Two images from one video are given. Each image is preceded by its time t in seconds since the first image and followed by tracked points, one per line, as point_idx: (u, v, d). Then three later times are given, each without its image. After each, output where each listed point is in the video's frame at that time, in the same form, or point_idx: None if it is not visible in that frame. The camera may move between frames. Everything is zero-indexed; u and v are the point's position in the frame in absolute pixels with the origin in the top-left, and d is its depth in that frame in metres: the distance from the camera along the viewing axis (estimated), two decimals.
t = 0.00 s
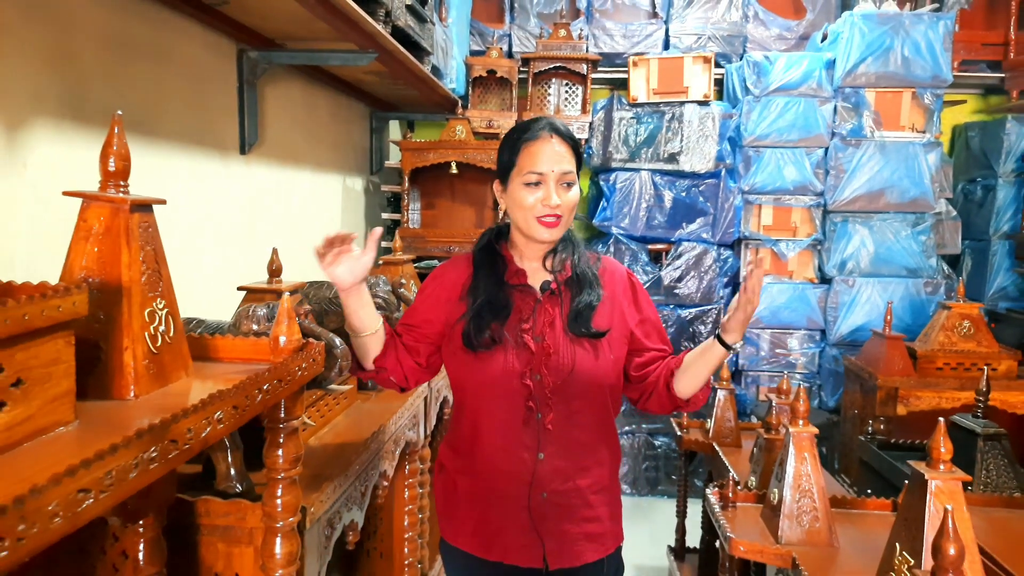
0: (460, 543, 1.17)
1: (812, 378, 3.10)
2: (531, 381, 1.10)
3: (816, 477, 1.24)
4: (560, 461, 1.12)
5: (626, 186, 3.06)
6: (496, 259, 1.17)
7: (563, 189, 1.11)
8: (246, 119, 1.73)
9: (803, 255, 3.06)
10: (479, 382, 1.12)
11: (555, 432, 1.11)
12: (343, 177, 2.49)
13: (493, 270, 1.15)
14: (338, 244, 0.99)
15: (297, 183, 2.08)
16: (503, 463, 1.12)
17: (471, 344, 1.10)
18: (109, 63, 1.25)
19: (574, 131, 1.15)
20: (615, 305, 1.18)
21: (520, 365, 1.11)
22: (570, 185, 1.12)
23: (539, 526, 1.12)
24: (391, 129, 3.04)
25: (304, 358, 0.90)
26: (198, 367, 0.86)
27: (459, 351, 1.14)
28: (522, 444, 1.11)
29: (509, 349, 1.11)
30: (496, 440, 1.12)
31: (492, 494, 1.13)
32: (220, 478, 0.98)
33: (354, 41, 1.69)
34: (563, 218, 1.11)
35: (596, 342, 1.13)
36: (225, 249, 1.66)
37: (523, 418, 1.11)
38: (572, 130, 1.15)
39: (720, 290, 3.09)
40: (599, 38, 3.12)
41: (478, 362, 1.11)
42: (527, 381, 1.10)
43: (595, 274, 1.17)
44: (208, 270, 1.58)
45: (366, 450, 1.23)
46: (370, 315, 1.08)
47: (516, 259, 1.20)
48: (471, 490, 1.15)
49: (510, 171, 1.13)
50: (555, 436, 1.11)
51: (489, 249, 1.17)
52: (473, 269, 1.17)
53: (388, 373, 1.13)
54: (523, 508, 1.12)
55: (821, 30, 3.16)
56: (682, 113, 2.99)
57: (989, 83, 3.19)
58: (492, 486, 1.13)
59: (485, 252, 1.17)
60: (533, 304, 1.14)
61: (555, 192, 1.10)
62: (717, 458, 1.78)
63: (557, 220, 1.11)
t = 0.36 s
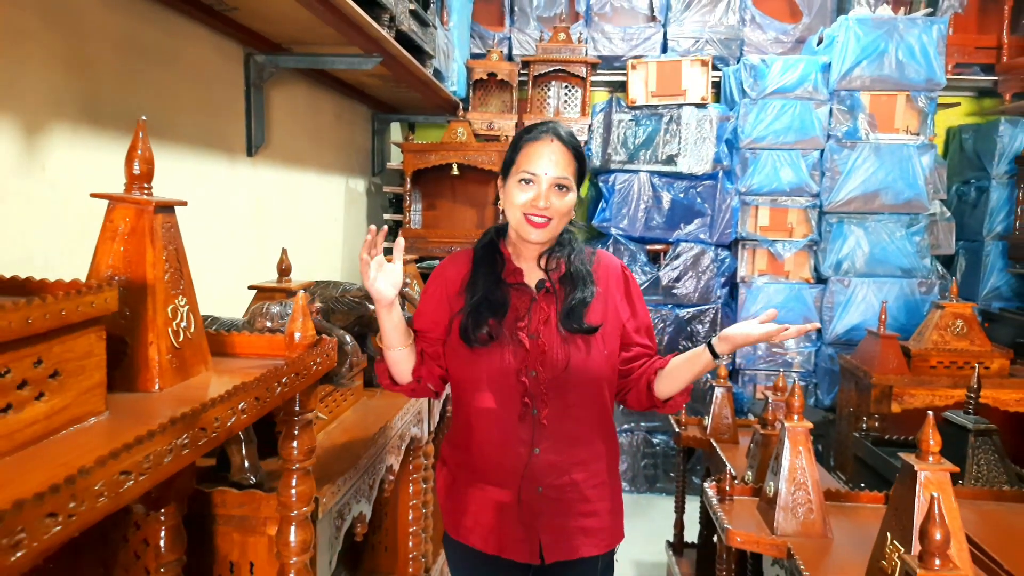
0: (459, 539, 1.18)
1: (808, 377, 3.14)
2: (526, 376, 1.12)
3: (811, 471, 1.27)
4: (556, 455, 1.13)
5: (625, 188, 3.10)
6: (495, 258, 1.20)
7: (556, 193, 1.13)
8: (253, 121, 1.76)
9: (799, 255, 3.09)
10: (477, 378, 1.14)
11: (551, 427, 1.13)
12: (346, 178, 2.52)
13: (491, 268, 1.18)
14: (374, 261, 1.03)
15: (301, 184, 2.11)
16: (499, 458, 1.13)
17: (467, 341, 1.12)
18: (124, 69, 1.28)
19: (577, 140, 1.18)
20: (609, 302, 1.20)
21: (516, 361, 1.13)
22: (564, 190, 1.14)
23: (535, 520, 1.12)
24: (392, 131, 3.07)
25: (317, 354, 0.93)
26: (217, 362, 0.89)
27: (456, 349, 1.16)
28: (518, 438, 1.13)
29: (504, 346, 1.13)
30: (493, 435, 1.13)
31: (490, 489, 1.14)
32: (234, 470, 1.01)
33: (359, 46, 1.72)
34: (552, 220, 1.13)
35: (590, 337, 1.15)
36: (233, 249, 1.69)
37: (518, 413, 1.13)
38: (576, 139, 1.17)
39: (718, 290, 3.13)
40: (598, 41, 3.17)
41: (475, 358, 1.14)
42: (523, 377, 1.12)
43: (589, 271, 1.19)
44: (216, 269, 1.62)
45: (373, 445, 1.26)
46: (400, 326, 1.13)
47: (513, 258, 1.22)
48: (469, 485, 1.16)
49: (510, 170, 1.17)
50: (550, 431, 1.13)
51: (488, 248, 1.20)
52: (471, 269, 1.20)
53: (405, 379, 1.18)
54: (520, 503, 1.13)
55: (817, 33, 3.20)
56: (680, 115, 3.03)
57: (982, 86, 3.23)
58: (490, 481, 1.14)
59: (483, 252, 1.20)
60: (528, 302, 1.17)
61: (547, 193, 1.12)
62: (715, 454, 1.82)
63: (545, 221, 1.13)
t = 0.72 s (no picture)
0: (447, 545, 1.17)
1: (804, 375, 3.18)
2: (520, 384, 1.10)
3: (803, 463, 1.31)
4: (547, 466, 1.11)
5: (623, 188, 3.14)
6: (495, 260, 1.18)
7: (561, 196, 1.12)
8: (258, 124, 1.80)
9: (795, 255, 3.14)
10: (470, 384, 1.13)
11: (543, 437, 1.11)
12: (348, 179, 2.56)
13: (489, 273, 1.16)
14: (371, 279, 1.03)
15: (305, 186, 2.15)
16: (489, 466, 1.12)
17: (462, 346, 1.11)
18: (136, 74, 1.32)
19: (581, 140, 1.16)
20: (608, 312, 1.18)
21: (510, 368, 1.11)
22: (569, 192, 1.13)
23: (522, 531, 1.11)
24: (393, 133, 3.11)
25: (326, 350, 0.97)
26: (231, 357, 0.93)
27: (452, 353, 1.15)
28: (510, 447, 1.11)
29: (499, 352, 1.12)
30: (484, 442, 1.12)
31: (479, 497, 1.13)
32: (245, 462, 1.05)
33: (363, 50, 1.76)
34: (558, 223, 1.13)
35: (587, 346, 1.13)
36: (239, 249, 1.73)
37: (510, 421, 1.11)
38: (579, 140, 1.16)
39: (715, 289, 3.17)
40: (597, 44, 3.22)
41: (469, 363, 1.12)
42: (516, 384, 1.11)
43: (590, 279, 1.17)
44: (224, 269, 1.66)
45: (378, 439, 1.30)
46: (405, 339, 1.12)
47: (514, 262, 1.21)
48: (458, 492, 1.15)
49: (512, 172, 1.15)
50: (543, 440, 1.11)
51: (488, 251, 1.18)
52: (471, 272, 1.18)
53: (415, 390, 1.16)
54: (509, 513, 1.11)
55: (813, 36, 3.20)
56: (678, 117, 3.06)
57: (976, 88, 3.27)
58: (479, 489, 1.12)
59: (483, 256, 1.19)
60: (526, 308, 1.15)
61: (552, 196, 1.11)
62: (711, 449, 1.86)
63: (550, 224, 1.12)
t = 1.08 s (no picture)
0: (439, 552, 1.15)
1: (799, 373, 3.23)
2: (520, 389, 1.06)
3: (795, 454, 1.35)
4: (544, 475, 1.08)
5: (621, 188, 3.18)
6: (501, 259, 1.14)
7: (571, 191, 1.08)
8: (265, 125, 1.84)
9: (790, 255, 3.18)
10: (469, 387, 1.09)
11: (542, 446, 1.08)
12: (350, 180, 2.60)
13: (494, 275, 1.12)
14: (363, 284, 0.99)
15: (309, 186, 2.19)
16: (485, 472, 1.09)
17: (462, 347, 1.08)
18: (150, 78, 1.36)
19: (593, 135, 1.12)
20: (617, 321, 1.13)
21: (512, 373, 1.08)
22: (579, 187, 1.08)
23: (513, 541, 1.08)
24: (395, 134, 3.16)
25: (336, 342, 1.02)
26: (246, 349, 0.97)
27: (452, 355, 1.11)
28: (508, 454, 1.08)
29: (500, 355, 1.08)
30: (482, 448, 1.09)
31: (473, 505, 1.09)
32: (258, 450, 1.09)
33: (368, 53, 1.81)
34: (567, 219, 1.08)
35: (593, 355, 1.08)
36: (247, 248, 1.77)
37: (510, 427, 1.08)
38: (592, 134, 1.12)
39: (712, 288, 3.22)
40: (595, 47, 3.26)
41: (469, 365, 1.09)
42: (517, 389, 1.07)
43: (601, 284, 1.12)
44: (232, 268, 1.70)
45: (385, 430, 1.34)
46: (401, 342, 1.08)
47: (522, 263, 1.16)
48: (453, 498, 1.12)
49: (523, 168, 1.12)
50: (542, 449, 1.08)
51: (496, 251, 1.14)
52: (477, 270, 1.15)
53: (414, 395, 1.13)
54: (502, 523, 1.08)
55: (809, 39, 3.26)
56: (675, 119, 3.12)
57: (968, 90, 3.32)
58: (473, 497, 1.09)
59: (491, 256, 1.15)
60: (531, 310, 1.11)
61: (560, 191, 1.07)
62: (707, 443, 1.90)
63: (558, 220, 1.08)
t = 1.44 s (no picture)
0: (450, 560, 1.14)
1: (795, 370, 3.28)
2: (537, 397, 1.05)
3: (788, 445, 1.39)
4: (560, 484, 1.08)
5: (621, 189, 3.23)
6: (513, 258, 1.14)
7: (584, 187, 1.09)
8: (273, 128, 1.88)
9: (786, 254, 3.23)
10: (482, 393, 1.08)
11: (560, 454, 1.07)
12: (354, 180, 2.64)
13: (506, 279, 1.11)
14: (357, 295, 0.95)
15: (314, 186, 2.23)
16: (501, 480, 1.08)
17: (476, 352, 1.06)
18: (164, 82, 1.41)
19: (605, 131, 1.13)
20: (635, 328, 1.12)
21: (528, 379, 1.06)
22: (592, 184, 1.10)
23: (530, 550, 1.08)
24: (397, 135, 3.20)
25: (347, 336, 1.07)
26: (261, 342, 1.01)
27: (464, 359, 1.09)
28: (524, 463, 1.08)
29: (516, 360, 1.07)
30: (497, 457, 1.08)
31: (487, 514, 1.09)
32: (271, 440, 1.14)
33: (374, 57, 1.85)
34: (581, 215, 1.09)
35: (611, 362, 1.07)
36: (255, 247, 1.81)
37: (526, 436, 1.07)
38: (604, 130, 1.13)
39: (709, 287, 3.27)
40: (595, 49, 3.30)
41: (483, 371, 1.07)
42: (534, 396, 1.05)
43: (617, 289, 1.12)
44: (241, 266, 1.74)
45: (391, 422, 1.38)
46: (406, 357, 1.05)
47: (535, 263, 1.16)
48: (467, 507, 1.11)
49: (535, 166, 1.13)
50: (558, 458, 1.07)
51: (508, 252, 1.14)
52: (488, 274, 1.13)
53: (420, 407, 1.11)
54: (518, 534, 1.08)
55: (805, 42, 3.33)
56: (673, 120, 3.17)
57: (963, 91, 3.37)
58: (487, 506, 1.09)
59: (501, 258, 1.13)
60: (546, 314, 1.10)
61: (574, 187, 1.08)
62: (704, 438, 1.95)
63: (572, 217, 1.09)
